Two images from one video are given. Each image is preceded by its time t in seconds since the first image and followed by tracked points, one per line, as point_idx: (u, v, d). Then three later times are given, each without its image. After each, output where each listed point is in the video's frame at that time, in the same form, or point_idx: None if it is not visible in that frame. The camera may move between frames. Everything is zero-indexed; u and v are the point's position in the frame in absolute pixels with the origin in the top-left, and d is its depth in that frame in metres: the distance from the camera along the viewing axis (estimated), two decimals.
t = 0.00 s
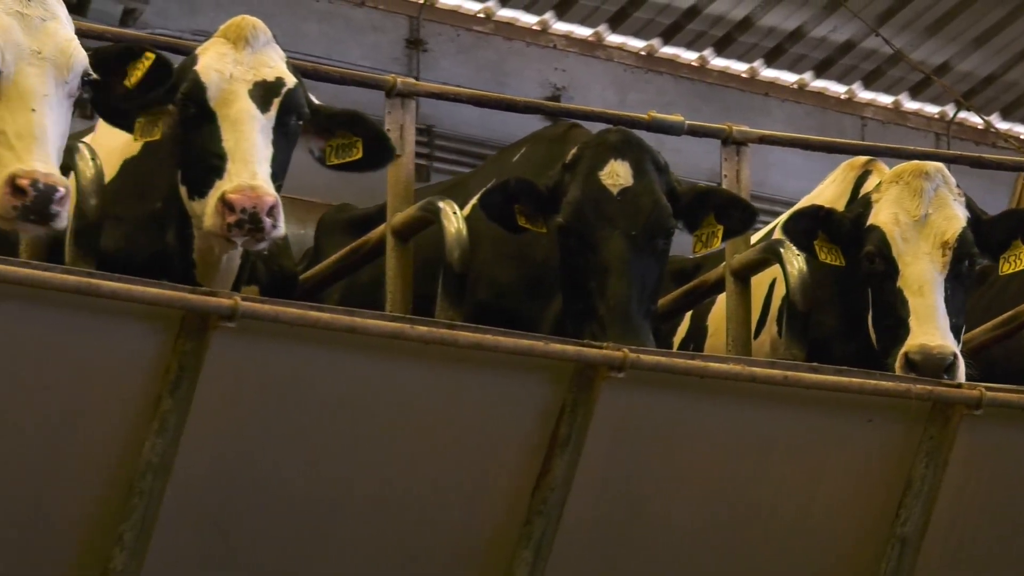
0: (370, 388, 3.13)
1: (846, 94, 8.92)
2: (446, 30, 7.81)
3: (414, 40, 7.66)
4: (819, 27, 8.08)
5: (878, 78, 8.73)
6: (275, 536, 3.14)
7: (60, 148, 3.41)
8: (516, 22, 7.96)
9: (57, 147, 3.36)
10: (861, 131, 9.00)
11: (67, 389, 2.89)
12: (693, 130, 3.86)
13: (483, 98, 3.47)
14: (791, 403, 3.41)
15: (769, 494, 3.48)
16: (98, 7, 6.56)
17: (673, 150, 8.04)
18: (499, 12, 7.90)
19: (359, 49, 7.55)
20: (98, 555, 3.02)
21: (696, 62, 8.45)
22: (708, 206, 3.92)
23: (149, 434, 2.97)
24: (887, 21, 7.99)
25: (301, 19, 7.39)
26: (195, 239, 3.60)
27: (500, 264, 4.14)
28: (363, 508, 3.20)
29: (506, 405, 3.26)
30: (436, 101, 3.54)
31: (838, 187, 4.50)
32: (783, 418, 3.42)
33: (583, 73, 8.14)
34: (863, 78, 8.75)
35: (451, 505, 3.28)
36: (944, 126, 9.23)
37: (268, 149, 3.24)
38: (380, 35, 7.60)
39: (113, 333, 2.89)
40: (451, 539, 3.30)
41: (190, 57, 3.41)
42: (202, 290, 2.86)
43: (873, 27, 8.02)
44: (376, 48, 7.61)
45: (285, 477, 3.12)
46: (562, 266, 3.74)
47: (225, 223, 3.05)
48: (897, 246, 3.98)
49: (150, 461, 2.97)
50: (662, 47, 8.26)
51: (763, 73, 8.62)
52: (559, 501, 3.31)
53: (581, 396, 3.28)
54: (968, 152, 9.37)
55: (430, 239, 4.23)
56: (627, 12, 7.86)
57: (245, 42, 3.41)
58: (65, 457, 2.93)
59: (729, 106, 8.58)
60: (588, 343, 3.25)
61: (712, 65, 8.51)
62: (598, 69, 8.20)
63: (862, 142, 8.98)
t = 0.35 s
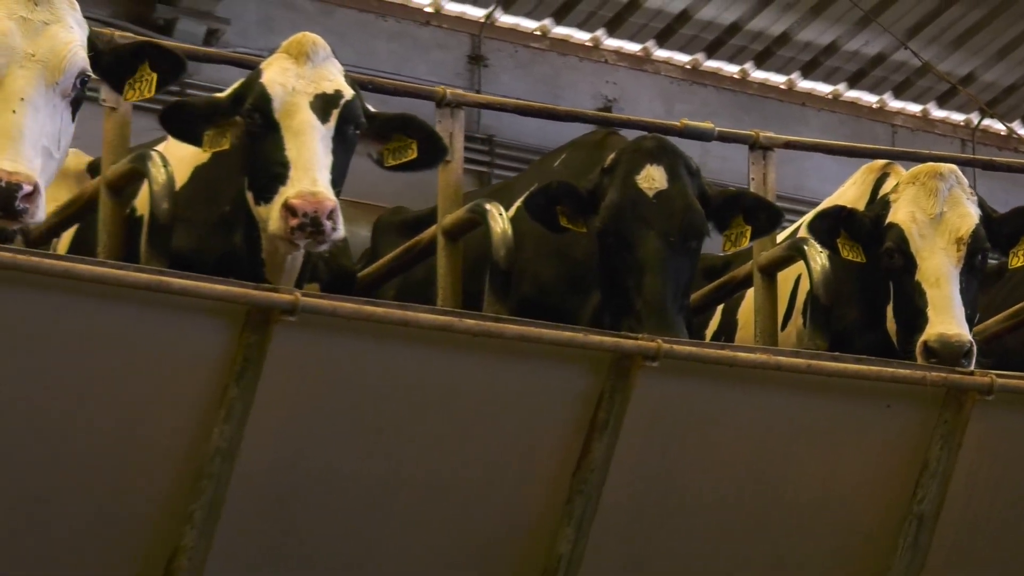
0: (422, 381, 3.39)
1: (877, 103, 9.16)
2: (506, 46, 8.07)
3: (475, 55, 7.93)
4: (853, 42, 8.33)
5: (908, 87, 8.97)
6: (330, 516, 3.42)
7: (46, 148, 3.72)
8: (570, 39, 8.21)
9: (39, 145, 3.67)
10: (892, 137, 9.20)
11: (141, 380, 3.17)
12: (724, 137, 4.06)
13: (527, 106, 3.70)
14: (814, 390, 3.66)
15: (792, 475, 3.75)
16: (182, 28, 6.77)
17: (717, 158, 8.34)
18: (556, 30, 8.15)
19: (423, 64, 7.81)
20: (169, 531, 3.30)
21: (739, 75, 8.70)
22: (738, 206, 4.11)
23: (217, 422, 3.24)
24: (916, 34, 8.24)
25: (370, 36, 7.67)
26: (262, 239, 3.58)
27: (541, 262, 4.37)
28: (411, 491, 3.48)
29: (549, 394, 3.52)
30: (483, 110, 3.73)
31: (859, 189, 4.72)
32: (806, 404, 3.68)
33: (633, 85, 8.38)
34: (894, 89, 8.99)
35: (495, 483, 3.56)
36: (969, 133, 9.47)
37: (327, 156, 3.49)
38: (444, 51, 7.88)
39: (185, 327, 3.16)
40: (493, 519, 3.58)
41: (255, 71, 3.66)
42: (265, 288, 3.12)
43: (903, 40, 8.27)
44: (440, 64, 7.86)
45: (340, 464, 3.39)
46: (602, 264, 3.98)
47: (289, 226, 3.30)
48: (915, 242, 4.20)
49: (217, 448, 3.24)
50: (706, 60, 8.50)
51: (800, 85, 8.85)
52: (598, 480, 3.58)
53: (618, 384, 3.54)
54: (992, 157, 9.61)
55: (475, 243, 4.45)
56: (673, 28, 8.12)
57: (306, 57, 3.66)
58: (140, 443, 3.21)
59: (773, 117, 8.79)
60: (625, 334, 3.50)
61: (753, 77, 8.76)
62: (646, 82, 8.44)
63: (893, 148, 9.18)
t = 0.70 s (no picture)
0: (467, 373, 3.74)
1: (901, 114, 9.41)
2: (557, 64, 8.30)
3: (531, 72, 8.15)
4: (879, 56, 8.69)
5: (929, 99, 9.27)
6: (381, 496, 3.80)
7: (78, 157, 4.12)
8: (617, 57, 8.47)
9: (70, 155, 4.06)
10: (915, 145, 9.40)
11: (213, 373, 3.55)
12: (747, 144, 4.35)
13: (565, 117, 4.00)
14: (831, 377, 3.98)
15: (809, 458, 4.06)
16: (261, 51, 7.14)
17: (755, 165, 8.49)
18: (603, 48, 8.39)
19: (482, 81, 8.06)
20: (236, 508, 3.70)
21: (772, 87, 8.96)
22: (761, 207, 4.40)
23: (280, 410, 3.62)
24: (938, 48, 8.62)
25: (433, 55, 7.89)
26: (323, 242, 3.89)
27: (579, 260, 4.60)
28: (454, 474, 3.84)
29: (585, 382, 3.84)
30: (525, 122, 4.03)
31: (872, 191, 4.96)
32: (824, 390, 4.00)
33: (675, 99, 8.60)
34: (916, 99, 9.27)
35: (536, 462, 3.90)
36: (986, 140, 9.66)
37: (381, 165, 3.79)
38: (502, 69, 8.11)
39: (252, 325, 3.54)
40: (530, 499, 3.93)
41: (315, 87, 3.98)
42: (324, 287, 3.48)
43: (925, 55, 8.65)
44: (498, 81, 8.10)
45: (390, 450, 3.76)
46: (636, 262, 4.26)
47: (347, 229, 3.60)
48: (925, 240, 4.48)
49: (280, 433, 3.62)
50: (742, 75, 8.79)
51: (828, 96, 9.13)
52: (632, 461, 3.91)
53: (650, 372, 3.86)
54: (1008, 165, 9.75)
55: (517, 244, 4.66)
56: (712, 46, 8.44)
57: (362, 73, 3.97)
58: (211, 429, 3.60)
59: (804, 126, 9.00)
60: (656, 327, 3.82)
61: (785, 90, 9.00)
62: (688, 95, 8.66)
63: (916, 156, 9.39)
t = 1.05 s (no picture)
0: (486, 362, 4.11)
1: (898, 124, 9.61)
2: (580, 79, 8.54)
3: (557, 87, 8.38)
4: (878, 72, 8.98)
5: (924, 111, 9.51)
6: (405, 477, 4.17)
7: (106, 161, 4.37)
8: (637, 73, 8.69)
9: (98, 160, 4.34)
10: (911, 154, 9.63)
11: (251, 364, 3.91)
12: (746, 151, 4.65)
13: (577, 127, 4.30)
14: (821, 364, 4.39)
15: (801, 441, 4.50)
16: (308, 68, 7.46)
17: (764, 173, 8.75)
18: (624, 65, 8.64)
19: (512, 95, 8.29)
20: (271, 488, 4.06)
21: (780, 100, 9.18)
22: (760, 210, 4.70)
23: (313, 396, 3.97)
24: (932, 63, 8.91)
25: (467, 72, 8.16)
26: (355, 243, 4.23)
27: (592, 258, 4.88)
28: (470, 456, 4.20)
29: (594, 371, 4.22)
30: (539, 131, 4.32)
31: (863, 194, 5.26)
32: (813, 376, 4.41)
33: (690, 111, 8.85)
34: (913, 111, 9.51)
35: (547, 443, 4.27)
36: (978, 148, 9.87)
37: (408, 171, 4.11)
38: (531, 85, 8.36)
39: (288, 319, 3.90)
40: (540, 480, 4.30)
41: (347, 99, 4.30)
42: (353, 284, 3.84)
43: (920, 70, 8.94)
44: (526, 96, 8.34)
45: (413, 436, 4.13)
46: (642, 260, 4.58)
47: (376, 231, 3.90)
48: (913, 238, 4.80)
49: (313, 419, 3.98)
50: (753, 89, 9.03)
51: (832, 108, 9.35)
52: (638, 443, 4.29)
53: (655, 362, 4.24)
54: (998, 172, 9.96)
55: (531, 246, 4.92)
56: (724, 62, 8.72)
57: (390, 88, 4.29)
58: (249, 415, 3.96)
59: (810, 137, 9.24)
60: (661, 321, 4.20)
61: (791, 103, 9.22)
62: (702, 108, 8.92)
63: (912, 164, 9.62)
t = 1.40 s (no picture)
0: (504, 354, 4.47)
1: (895, 133, 9.99)
2: (601, 95, 8.94)
3: (580, 102, 8.79)
4: (877, 86, 9.35)
5: (918, 122, 9.86)
6: (428, 462, 4.52)
7: (137, 167, 4.62)
8: (653, 88, 9.10)
9: (130, 167, 4.60)
10: (907, 163, 10.00)
11: (287, 357, 4.26)
12: (744, 159, 4.98)
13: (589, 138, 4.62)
14: (813, 356, 4.75)
15: (796, 428, 4.85)
16: (351, 86, 7.87)
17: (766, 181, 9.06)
18: (641, 81, 9.04)
19: (538, 110, 8.69)
20: (305, 472, 4.41)
21: (785, 112, 9.55)
22: (756, 214, 5.04)
23: (343, 386, 4.34)
24: (927, 79, 9.24)
25: (497, 89, 8.55)
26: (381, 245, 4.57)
27: (603, 259, 5.22)
28: (490, 442, 4.56)
29: (603, 363, 4.58)
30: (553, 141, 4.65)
31: (852, 198, 5.61)
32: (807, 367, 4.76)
33: (703, 123, 9.23)
34: (908, 123, 9.86)
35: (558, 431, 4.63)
36: (969, 156, 10.21)
37: (430, 179, 4.46)
38: (555, 100, 8.75)
39: (321, 315, 4.25)
40: (554, 463, 4.66)
41: (374, 112, 4.64)
42: (378, 282, 4.20)
43: (915, 85, 9.29)
44: (552, 110, 8.73)
45: (437, 422, 4.49)
46: (647, 262, 4.92)
47: (401, 234, 4.23)
48: (898, 240, 5.14)
49: (343, 407, 4.34)
50: (760, 102, 9.42)
51: (834, 120, 9.74)
52: (644, 430, 4.66)
53: (660, 355, 4.60)
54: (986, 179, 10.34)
55: (546, 250, 5.24)
56: (734, 78, 9.09)
57: (415, 101, 4.63)
58: (286, 403, 4.32)
59: (813, 147, 9.64)
60: (664, 316, 4.56)
61: (796, 115, 9.62)
62: (713, 121, 9.30)
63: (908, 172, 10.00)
